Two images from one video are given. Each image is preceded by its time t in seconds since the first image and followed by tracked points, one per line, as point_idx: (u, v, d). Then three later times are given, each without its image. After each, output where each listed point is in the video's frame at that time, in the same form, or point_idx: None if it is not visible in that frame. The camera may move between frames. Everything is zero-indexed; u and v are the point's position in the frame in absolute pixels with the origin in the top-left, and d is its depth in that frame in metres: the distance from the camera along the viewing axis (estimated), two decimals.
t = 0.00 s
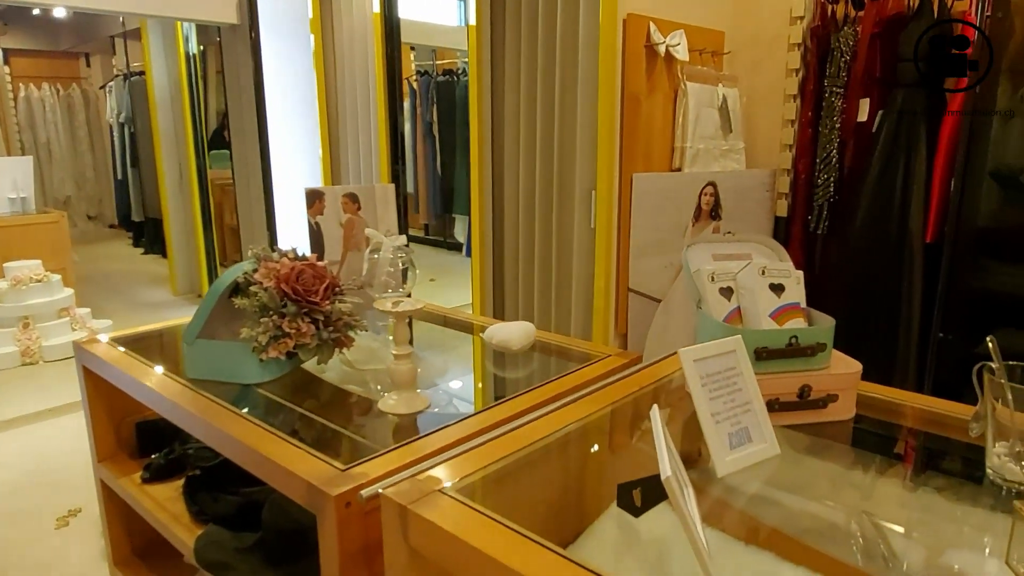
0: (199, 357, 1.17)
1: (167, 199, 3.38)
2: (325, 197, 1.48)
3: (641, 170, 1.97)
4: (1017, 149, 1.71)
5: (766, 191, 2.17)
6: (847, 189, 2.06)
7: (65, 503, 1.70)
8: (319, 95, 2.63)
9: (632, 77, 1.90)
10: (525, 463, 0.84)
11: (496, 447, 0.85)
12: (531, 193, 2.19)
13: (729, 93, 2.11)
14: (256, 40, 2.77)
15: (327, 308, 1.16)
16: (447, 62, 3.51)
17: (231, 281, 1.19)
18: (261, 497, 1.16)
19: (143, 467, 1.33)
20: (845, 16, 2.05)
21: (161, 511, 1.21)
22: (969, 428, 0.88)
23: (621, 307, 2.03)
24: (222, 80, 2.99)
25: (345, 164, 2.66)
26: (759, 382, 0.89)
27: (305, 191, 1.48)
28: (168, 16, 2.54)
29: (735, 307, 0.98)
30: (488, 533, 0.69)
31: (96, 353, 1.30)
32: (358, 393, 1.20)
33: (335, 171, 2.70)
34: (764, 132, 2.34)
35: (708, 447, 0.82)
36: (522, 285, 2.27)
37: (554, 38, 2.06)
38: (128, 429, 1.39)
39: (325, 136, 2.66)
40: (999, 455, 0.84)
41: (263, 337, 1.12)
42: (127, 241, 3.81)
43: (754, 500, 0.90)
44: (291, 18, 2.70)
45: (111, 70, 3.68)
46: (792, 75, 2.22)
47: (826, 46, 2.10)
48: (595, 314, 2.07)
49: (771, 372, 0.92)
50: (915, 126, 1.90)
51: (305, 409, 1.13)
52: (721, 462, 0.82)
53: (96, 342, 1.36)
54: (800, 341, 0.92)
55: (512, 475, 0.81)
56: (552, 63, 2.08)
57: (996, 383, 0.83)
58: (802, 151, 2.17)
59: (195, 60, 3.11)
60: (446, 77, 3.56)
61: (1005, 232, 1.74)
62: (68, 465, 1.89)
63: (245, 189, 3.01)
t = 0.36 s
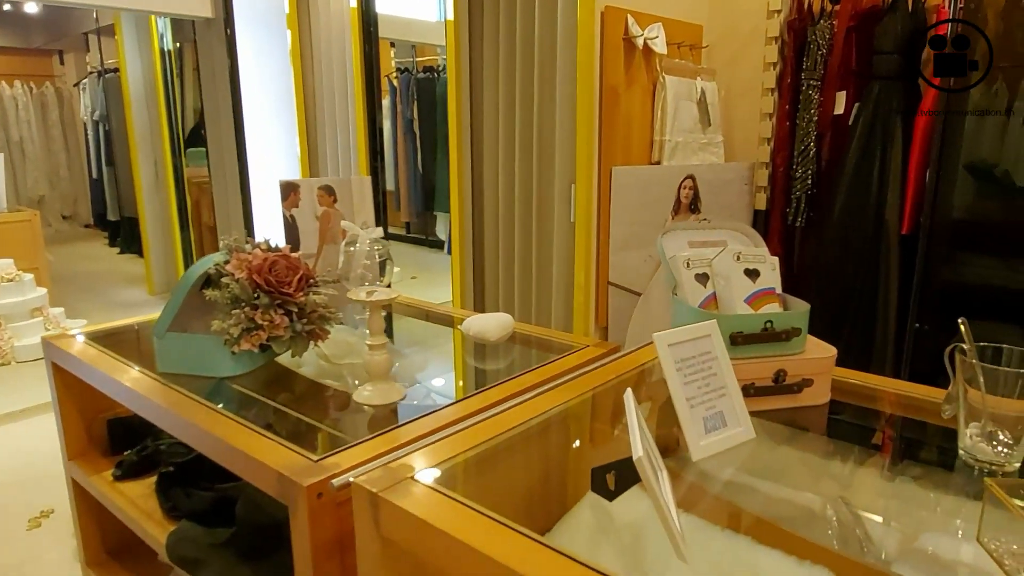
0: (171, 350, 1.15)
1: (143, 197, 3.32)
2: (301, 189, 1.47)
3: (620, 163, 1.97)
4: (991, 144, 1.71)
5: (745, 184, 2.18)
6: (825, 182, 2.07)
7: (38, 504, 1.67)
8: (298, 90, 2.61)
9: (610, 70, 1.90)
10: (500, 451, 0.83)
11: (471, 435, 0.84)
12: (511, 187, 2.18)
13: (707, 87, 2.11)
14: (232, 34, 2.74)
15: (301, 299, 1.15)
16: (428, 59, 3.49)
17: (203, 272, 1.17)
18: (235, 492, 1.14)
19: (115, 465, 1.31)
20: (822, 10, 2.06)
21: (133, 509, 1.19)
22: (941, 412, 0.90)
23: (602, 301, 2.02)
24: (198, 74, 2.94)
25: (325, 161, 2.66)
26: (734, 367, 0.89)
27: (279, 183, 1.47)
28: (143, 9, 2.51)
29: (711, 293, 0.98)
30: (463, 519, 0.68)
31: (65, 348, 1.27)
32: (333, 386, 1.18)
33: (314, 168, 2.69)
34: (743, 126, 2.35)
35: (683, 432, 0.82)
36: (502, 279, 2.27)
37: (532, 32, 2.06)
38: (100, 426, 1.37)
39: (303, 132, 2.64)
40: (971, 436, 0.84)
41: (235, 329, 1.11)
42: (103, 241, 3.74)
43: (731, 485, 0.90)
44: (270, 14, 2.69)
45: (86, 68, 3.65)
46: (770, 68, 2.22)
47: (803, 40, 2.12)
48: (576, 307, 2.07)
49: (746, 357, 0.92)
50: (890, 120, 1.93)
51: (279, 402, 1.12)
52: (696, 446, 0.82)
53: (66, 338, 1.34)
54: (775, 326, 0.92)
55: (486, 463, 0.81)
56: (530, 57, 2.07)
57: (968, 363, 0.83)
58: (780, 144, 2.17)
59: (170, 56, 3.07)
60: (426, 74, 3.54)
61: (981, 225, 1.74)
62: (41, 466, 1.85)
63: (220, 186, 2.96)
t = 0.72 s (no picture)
0: (139, 343, 1.14)
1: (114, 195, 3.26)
2: (274, 181, 1.45)
3: (597, 156, 1.96)
4: (963, 139, 1.73)
5: (721, 177, 2.19)
6: (800, 174, 2.08)
7: (8, 505, 1.64)
8: (273, 86, 2.60)
9: (586, 62, 1.89)
10: (470, 437, 0.83)
11: (443, 423, 0.84)
12: (489, 181, 2.18)
13: (683, 81, 2.12)
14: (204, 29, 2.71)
15: (272, 290, 1.14)
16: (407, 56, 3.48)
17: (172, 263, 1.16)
18: (207, 486, 1.13)
19: (85, 462, 1.28)
20: (795, 3, 2.06)
21: (102, 505, 1.16)
22: (910, 393, 0.92)
23: (580, 294, 2.02)
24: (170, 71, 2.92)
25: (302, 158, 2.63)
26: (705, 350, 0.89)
27: (253, 175, 1.46)
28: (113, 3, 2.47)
29: (682, 279, 0.98)
30: (435, 504, 0.67)
31: (31, 343, 1.25)
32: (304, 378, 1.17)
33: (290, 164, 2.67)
34: (718, 119, 2.36)
35: (655, 415, 0.82)
36: (480, 273, 2.26)
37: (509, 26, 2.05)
38: (68, 424, 1.34)
39: (278, 128, 2.63)
40: (938, 415, 0.84)
41: (204, 321, 1.10)
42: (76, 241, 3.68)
43: (703, 470, 0.90)
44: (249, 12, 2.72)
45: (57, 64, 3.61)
46: (744, 62, 2.23)
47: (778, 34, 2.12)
48: (554, 300, 2.07)
49: (718, 341, 0.92)
50: (863, 110, 1.94)
51: (250, 394, 1.10)
52: (667, 429, 0.82)
53: (32, 333, 1.31)
54: (746, 310, 0.92)
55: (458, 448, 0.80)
56: (507, 50, 2.07)
57: (934, 342, 0.83)
58: (756, 138, 2.18)
59: (141, 52, 3.03)
60: (404, 71, 3.52)
61: (952, 217, 1.77)
62: (12, 467, 1.82)
63: (194, 182, 2.93)
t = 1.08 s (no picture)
0: (109, 337, 1.12)
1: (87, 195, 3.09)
2: (247, 174, 1.44)
3: (575, 149, 1.96)
4: (938, 134, 1.76)
5: (699, 170, 2.20)
6: (777, 168, 2.10)
7: None
8: (249, 82, 2.59)
9: (563, 56, 1.88)
10: (441, 425, 0.82)
11: (412, 414, 0.83)
12: (467, 175, 2.17)
13: (661, 74, 2.13)
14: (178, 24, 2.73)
15: (244, 282, 1.12)
16: (386, 53, 3.47)
17: (143, 255, 1.14)
18: (179, 482, 1.11)
19: (54, 461, 1.26)
20: None
21: (73, 503, 1.14)
22: (881, 374, 0.93)
23: (559, 288, 2.01)
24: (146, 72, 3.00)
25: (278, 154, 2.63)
26: (679, 336, 0.89)
27: (225, 167, 1.43)
28: None
29: (656, 266, 0.97)
30: (407, 491, 0.66)
31: None
32: (278, 370, 1.15)
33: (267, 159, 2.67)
34: (696, 114, 2.37)
35: (627, 401, 0.82)
36: (460, 268, 2.26)
37: (486, 20, 2.04)
38: (38, 421, 1.31)
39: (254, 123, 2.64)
40: (907, 397, 0.85)
41: (174, 314, 1.08)
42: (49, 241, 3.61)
43: (678, 456, 0.90)
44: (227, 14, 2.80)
45: (26, 59, 3.46)
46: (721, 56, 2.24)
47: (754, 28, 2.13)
48: (534, 293, 2.06)
49: (692, 327, 0.92)
50: (838, 103, 1.96)
51: (222, 387, 1.09)
52: (641, 413, 0.82)
53: None
54: (719, 296, 0.92)
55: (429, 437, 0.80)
56: (485, 44, 2.06)
57: (904, 327, 0.84)
58: (733, 132, 2.18)
59: (115, 46, 2.94)
60: (384, 68, 3.51)
61: (927, 211, 1.79)
62: None
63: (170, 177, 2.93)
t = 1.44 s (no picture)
0: (72, 334, 1.10)
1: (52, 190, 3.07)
2: (213, 168, 1.41)
3: (548, 143, 1.96)
4: (905, 131, 1.80)
5: (672, 164, 2.20)
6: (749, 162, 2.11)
7: None
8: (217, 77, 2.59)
9: (536, 50, 1.88)
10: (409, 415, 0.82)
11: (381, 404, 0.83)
12: (440, 170, 2.16)
13: (634, 69, 2.15)
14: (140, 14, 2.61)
15: (210, 276, 1.10)
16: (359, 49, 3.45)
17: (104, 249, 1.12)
18: (145, 480, 1.09)
19: (16, 462, 1.23)
20: None
21: (35, 504, 1.11)
22: (846, 359, 0.94)
23: (534, 283, 2.01)
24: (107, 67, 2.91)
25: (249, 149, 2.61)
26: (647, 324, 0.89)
27: (190, 162, 1.41)
28: None
29: (626, 255, 0.97)
30: (375, 480, 0.66)
31: None
32: (246, 367, 1.14)
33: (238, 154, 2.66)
34: (669, 109, 2.38)
35: (596, 388, 0.82)
36: (434, 264, 2.25)
37: (458, 16, 2.04)
38: None
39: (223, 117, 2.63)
40: (872, 379, 0.86)
41: (138, 309, 1.06)
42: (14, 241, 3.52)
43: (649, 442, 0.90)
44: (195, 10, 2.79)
45: None
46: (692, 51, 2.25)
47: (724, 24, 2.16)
48: (508, 287, 2.06)
49: (660, 315, 0.92)
50: (807, 100, 1.98)
51: (189, 382, 1.07)
52: (609, 400, 0.82)
53: None
54: (687, 284, 0.93)
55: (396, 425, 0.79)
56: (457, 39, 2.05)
57: (868, 310, 0.85)
58: (705, 126, 2.21)
59: (80, 43, 2.92)
60: (357, 64, 3.49)
61: (896, 204, 1.82)
62: None
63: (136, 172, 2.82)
